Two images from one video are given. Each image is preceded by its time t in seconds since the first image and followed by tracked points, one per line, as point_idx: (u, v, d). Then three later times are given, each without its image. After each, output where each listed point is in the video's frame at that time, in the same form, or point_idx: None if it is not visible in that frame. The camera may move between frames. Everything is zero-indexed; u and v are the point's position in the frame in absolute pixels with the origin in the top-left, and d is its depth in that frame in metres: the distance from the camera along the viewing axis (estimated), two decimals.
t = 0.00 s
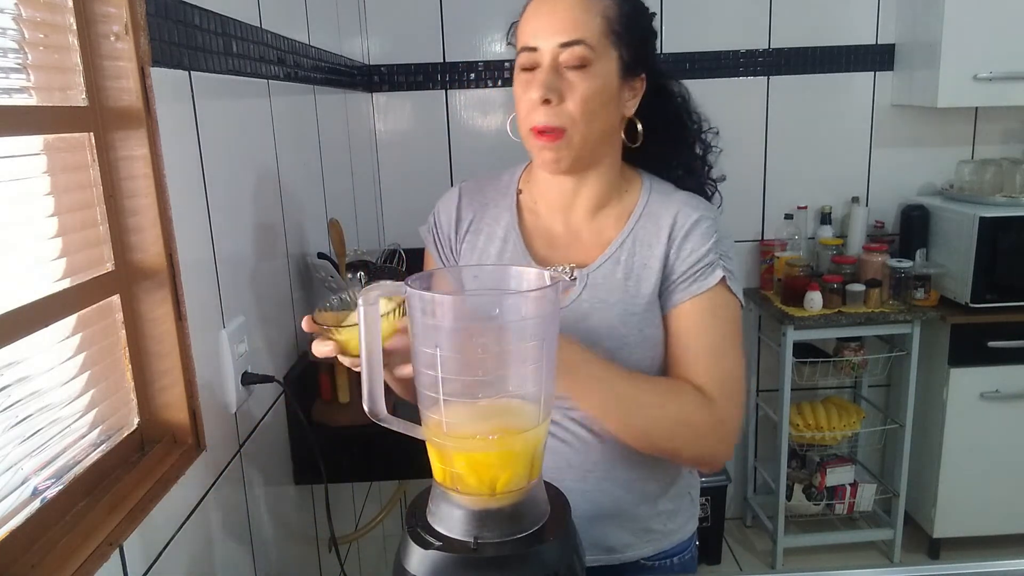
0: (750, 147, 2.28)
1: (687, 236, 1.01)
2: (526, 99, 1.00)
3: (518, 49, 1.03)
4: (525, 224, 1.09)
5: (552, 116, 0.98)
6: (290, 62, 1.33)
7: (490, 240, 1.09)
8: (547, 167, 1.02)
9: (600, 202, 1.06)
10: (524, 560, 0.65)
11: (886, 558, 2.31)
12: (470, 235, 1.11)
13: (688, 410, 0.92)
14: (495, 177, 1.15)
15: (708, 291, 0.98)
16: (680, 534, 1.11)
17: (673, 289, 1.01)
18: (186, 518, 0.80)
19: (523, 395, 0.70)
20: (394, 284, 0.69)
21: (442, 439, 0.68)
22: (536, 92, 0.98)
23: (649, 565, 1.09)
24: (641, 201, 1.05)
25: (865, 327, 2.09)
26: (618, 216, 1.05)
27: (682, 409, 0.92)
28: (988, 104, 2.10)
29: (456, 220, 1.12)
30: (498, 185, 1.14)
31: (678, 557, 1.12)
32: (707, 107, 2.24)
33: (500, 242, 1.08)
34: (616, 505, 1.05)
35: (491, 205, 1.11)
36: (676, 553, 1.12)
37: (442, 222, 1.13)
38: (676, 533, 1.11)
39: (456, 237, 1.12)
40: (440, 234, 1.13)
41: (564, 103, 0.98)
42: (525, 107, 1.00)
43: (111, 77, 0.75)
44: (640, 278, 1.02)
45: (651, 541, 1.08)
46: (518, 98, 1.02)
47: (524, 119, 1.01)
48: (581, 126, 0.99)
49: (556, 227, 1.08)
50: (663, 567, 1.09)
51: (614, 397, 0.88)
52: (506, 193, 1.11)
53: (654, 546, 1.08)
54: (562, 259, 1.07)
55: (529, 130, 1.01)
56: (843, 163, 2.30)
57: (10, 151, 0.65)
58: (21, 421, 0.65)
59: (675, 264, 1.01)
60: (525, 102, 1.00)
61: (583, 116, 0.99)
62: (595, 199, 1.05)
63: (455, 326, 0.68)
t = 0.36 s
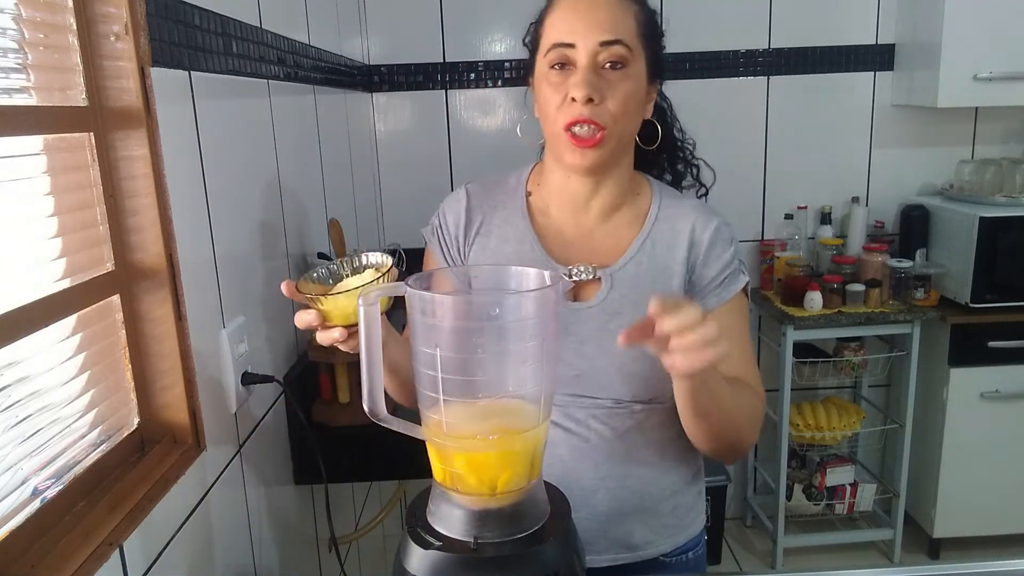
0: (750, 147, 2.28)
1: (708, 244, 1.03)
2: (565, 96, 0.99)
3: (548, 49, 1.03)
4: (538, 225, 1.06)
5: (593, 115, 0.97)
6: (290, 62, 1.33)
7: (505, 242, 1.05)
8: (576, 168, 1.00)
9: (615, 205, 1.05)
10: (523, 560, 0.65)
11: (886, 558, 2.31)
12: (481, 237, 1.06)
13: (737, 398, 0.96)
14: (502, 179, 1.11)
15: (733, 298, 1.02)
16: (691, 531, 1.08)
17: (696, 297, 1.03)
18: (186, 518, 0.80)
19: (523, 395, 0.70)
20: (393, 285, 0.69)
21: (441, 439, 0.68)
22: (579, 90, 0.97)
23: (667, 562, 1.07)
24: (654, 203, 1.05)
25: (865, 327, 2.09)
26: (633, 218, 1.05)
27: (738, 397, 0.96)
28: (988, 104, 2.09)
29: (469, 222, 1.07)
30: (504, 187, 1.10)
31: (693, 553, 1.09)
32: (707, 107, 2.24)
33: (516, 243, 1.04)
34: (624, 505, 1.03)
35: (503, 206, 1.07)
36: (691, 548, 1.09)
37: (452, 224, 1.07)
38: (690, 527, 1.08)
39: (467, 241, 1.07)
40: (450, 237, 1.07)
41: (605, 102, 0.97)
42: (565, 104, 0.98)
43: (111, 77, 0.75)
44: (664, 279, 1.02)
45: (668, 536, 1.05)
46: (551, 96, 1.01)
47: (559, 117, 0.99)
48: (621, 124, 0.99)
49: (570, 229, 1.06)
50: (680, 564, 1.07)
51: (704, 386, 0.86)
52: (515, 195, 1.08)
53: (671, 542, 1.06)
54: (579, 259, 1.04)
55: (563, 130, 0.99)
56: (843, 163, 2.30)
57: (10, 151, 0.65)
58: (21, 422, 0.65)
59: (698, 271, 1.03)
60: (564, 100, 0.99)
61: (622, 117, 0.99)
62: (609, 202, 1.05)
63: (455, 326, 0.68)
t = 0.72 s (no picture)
0: (750, 147, 2.28)
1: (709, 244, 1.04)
2: (567, 99, 0.99)
3: (552, 51, 1.02)
4: (540, 228, 1.06)
5: (597, 117, 0.97)
6: (290, 62, 1.33)
7: (506, 244, 1.04)
8: (579, 169, 1.00)
9: (615, 209, 1.05)
10: (524, 560, 0.65)
11: (886, 558, 2.31)
12: (482, 240, 1.05)
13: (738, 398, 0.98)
14: (498, 182, 1.10)
15: (733, 297, 1.04)
16: (695, 528, 1.08)
17: (698, 298, 1.05)
18: (186, 517, 0.80)
19: (523, 395, 0.70)
20: (393, 285, 0.69)
21: (441, 439, 0.68)
22: (584, 92, 0.97)
23: (675, 558, 1.06)
24: (653, 206, 1.06)
25: (865, 327, 2.09)
26: (633, 222, 1.06)
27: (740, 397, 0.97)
28: (988, 104, 2.09)
29: (470, 225, 1.06)
30: (501, 190, 1.09)
31: (699, 548, 1.09)
32: (707, 107, 2.24)
33: (519, 245, 1.04)
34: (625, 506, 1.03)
35: (503, 208, 1.06)
36: (696, 544, 1.09)
37: (452, 227, 1.06)
38: (693, 525, 1.08)
39: (467, 245, 1.05)
40: (449, 239, 1.05)
41: (610, 104, 0.97)
42: (567, 107, 0.98)
43: (111, 77, 0.75)
44: (667, 280, 1.02)
45: (671, 535, 1.05)
46: (555, 98, 1.00)
47: (563, 120, 0.99)
48: (623, 128, 0.99)
49: (572, 233, 1.06)
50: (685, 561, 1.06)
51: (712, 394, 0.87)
52: (514, 198, 1.07)
53: (680, 538, 1.06)
54: (584, 262, 1.04)
55: (567, 133, 0.99)
56: (843, 163, 2.30)
57: (10, 151, 0.65)
58: (21, 421, 0.65)
59: (699, 271, 1.04)
60: (568, 103, 0.98)
61: (626, 119, 0.98)
62: (610, 205, 1.04)
63: (455, 326, 0.68)
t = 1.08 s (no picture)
0: (750, 147, 2.28)
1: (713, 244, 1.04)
2: (554, 102, 0.98)
3: (543, 50, 1.01)
4: (541, 226, 1.05)
5: (585, 118, 0.96)
6: (290, 63, 1.33)
7: (507, 240, 1.04)
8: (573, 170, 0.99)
9: (614, 207, 1.05)
10: (524, 560, 0.65)
11: (886, 558, 2.31)
12: (483, 237, 1.04)
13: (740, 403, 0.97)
14: (498, 179, 1.09)
15: (738, 298, 1.04)
16: (693, 527, 1.08)
17: (702, 299, 1.05)
18: (186, 517, 0.80)
19: (523, 395, 0.70)
20: (393, 284, 0.69)
21: (442, 439, 0.68)
22: (569, 93, 0.95)
23: (671, 559, 1.06)
24: (654, 204, 1.06)
25: (865, 327, 2.09)
26: (633, 220, 1.06)
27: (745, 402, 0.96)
28: (988, 104, 2.09)
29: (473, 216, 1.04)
30: (502, 187, 1.08)
31: (695, 550, 1.09)
32: (707, 107, 2.24)
33: (520, 241, 1.03)
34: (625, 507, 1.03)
35: (504, 205, 1.06)
36: (693, 545, 1.09)
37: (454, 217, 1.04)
38: (692, 525, 1.09)
39: (467, 239, 1.04)
40: (448, 231, 1.04)
41: (597, 105, 0.96)
42: (554, 110, 0.97)
43: (111, 77, 0.75)
44: (668, 280, 1.02)
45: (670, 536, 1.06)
46: (545, 100, 0.99)
47: (553, 122, 0.98)
48: (610, 132, 0.98)
49: (573, 231, 1.05)
50: (680, 562, 1.06)
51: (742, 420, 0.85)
52: (516, 195, 1.06)
53: (677, 539, 1.06)
54: (585, 260, 1.04)
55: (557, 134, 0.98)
56: (843, 163, 2.30)
57: (10, 151, 0.65)
58: (20, 421, 0.65)
59: (702, 271, 1.04)
60: (555, 104, 0.97)
61: (614, 121, 0.97)
62: (608, 203, 1.04)
63: (455, 326, 0.68)
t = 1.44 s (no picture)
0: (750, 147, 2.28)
1: (737, 256, 1.04)
2: (568, 95, 0.96)
3: (562, 41, 0.99)
4: (558, 218, 1.04)
5: (596, 115, 0.94)
6: (290, 62, 1.33)
7: (524, 231, 1.02)
8: (583, 167, 0.98)
9: (631, 205, 1.04)
10: (523, 560, 0.65)
11: (885, 558, 2.31)
12: (498, 226, 1.03)
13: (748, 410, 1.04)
14: (520, 163, 1.08)
15: (750, 309, 1.08)
16: (690, 526, 1.09)
17: (723, 313, 1.08)
18: (186, 517, 0.80)
19: (523, 395, 0.70)
20: (393, 284, 0.70)
21: (442, 439, 0.68)
22: (581, 88, 0.93)
23: (660, 562, 1.06)
24: (674, 205, 1.06)
25: (865, 327, 2.09)
26: (650, 220, 1.05)
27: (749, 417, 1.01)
28: (988, 104, 2.09)
29: (487, 201, 1.03)
30: (523, 173, 1.07)
31: (688, 551, 1.09)
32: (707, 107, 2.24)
33: (538, 234, 1.01)
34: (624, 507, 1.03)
35: (523, 193, 1.04)
36: (687, 546, 1.09)
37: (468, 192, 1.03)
38: (688, 525, 1.09)
39: (480, 223, 1.02)
40: (463, 208, 1.02)
41: (608, 102, 0.94)
42: (566, 104, 0.95)
43: (111, 77, 0.75)
44: (686, 288, 1.02)
45: (668, 536, 1.06)
46: (560, 93, 0.97)
47: (565, 115, 0.96)
48: (624, 129, 0.96)
49: (589, 227, 1.04)
50: (678, 561, 1.07)
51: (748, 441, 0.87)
52: (536, 183, 1.05)
53: (669, 542, 1.06)
54: (599, 258, 1.03)
55: (567, 128, 0.96)
56: (843, 163, 2.30)
57: (10, 151, 0.65)
58: (20, 422, 0.65)
59: (728, 284, 1.05)
60: (568, 98, 0.95)
61: (627, 119, 0.95)
62: (627, 200, 1.03)
63: (455, 325, 0.68)
